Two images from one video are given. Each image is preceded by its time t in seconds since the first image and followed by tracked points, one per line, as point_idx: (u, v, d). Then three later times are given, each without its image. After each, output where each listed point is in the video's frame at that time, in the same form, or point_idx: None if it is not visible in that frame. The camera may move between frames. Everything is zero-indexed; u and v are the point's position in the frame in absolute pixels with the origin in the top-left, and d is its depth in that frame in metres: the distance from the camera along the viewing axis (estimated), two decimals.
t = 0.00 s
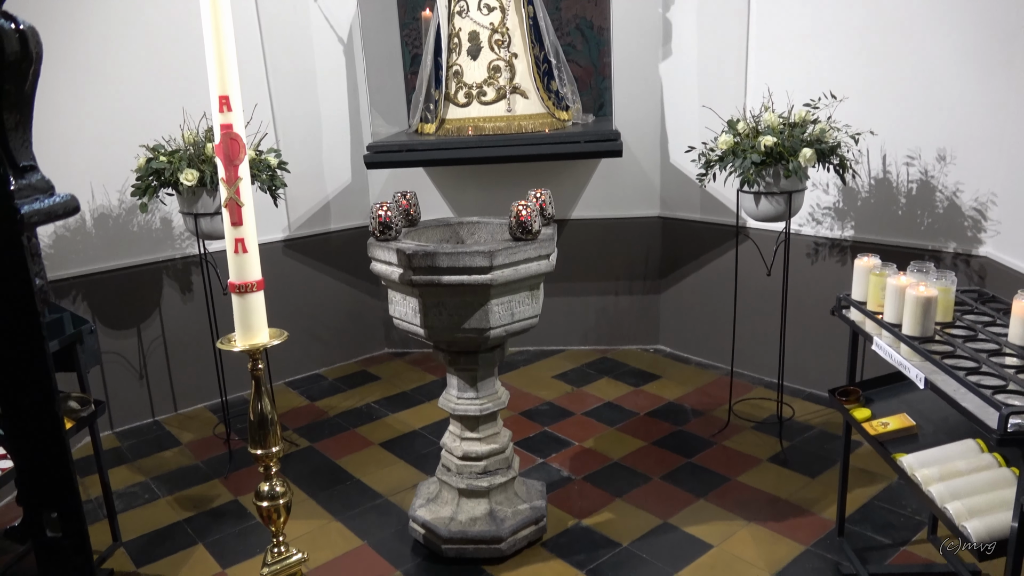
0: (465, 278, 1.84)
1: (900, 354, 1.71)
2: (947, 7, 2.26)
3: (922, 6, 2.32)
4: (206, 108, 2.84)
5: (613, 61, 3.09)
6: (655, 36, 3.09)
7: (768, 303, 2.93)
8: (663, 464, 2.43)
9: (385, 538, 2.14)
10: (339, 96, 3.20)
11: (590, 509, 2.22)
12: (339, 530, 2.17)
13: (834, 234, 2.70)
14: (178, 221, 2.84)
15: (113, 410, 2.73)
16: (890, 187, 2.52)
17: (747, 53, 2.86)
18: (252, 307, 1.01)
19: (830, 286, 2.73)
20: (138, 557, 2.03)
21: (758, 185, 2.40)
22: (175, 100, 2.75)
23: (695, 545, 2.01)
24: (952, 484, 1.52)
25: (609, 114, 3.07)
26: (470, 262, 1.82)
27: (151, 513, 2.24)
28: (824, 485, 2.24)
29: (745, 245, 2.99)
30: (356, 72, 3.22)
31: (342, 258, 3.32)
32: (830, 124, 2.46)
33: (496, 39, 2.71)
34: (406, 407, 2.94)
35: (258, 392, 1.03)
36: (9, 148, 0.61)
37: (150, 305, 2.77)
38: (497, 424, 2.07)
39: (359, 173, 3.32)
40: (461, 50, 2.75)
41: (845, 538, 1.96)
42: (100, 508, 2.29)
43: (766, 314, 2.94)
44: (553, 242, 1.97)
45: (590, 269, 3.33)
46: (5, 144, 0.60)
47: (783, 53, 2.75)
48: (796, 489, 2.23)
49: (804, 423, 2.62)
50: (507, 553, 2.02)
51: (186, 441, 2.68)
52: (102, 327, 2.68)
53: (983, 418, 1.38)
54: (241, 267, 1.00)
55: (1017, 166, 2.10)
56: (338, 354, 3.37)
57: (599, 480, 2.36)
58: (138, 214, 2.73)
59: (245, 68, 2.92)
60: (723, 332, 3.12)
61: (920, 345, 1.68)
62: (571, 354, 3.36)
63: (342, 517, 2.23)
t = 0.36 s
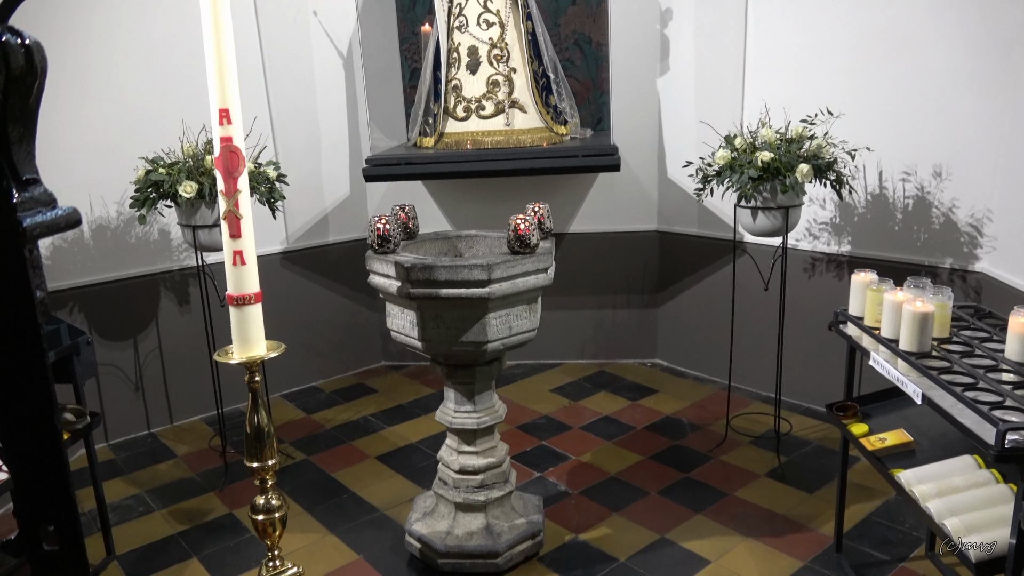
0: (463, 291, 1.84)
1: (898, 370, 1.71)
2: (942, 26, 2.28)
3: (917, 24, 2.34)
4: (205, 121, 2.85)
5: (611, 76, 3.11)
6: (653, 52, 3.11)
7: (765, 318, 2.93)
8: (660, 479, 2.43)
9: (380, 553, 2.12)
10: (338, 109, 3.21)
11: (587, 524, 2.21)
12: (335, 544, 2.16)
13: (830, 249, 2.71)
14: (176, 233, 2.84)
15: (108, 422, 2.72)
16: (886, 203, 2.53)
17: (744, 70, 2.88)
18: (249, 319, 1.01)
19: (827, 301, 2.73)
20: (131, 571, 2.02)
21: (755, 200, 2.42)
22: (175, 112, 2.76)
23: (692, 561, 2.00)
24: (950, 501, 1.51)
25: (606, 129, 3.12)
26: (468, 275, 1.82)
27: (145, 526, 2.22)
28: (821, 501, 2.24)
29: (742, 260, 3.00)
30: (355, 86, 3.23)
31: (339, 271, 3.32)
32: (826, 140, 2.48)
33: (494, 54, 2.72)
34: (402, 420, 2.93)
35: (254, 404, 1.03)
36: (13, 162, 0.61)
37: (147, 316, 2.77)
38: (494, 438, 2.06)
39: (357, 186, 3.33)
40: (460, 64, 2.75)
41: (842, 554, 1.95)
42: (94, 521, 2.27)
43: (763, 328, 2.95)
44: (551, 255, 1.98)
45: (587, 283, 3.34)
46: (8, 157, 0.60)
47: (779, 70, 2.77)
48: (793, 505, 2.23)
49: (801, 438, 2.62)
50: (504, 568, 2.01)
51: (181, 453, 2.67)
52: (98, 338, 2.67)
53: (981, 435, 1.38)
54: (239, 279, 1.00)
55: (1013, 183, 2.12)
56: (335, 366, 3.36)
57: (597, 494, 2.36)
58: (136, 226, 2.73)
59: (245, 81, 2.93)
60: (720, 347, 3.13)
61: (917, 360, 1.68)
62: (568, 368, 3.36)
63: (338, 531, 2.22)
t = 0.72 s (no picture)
0: (457, 302, 1.84)
1: (890, 385, 1.72)
2: (934, 44, 2.31)
3: (910, 43, 2.37)
4: (202, 130, 2.86)
5: (607, 90, 3.14)
6: (648, 66, 3.14)
7: (758, 332, 2.94)
8: (653, 492, 2.43)
9: (372, 565, 2.11)
10: (335, 120, 3.22)
11: (580, 537, 2.20)
12: (326, 555, 2.15)
13: (823, 264, 2.73)
14: (171, 242, 2.84)
15: (100, 431, 2.70)
16: (879, 218, 2.55)
17: (739, 85, 2.90)
18: (243, 328, 1.01)
19: (820, 315, 2.75)
20: None
21: (749, 215, 2.43)
22: (172, 121, 2.77)
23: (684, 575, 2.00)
24: (941, 516, 1.52)
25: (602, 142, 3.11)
26: (463, 287, 1.82)
27: (135, 537, 2.21)
28: (814, 515, 2.24)
29: (735, 274, 3.01)
30: (352, 97, 3.25)
31: (334, 281, 3.32)
32: (820, 156, 2.50)
33: (491, 67, 2.75)
34: (395, 431, 2.92)
35: (247, 414, 1.03)
36: (14, 173, 0.61)
37: (140, 325, 2.76)
38: (487, 450, 2.06)
39: (353, 196, 3.33)
40: (457, 77, 2.78)
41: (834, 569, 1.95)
42: (83, 531, 2.26)
43: (756, 342, 2.96)
44: (546, 268, 1.98)
45: (582, 296, 3.34)
46: (10, 167, 0.60)
47: (773, 86, 2.80)
48: (785, 519, 2.23)
49: (794, 453, 2.62)
50: None
51: (172, 463, 2.66)
52: (90, 346, 2.66)
53: (973, 451, 1.39)
54: (234, 288, 1.01)
55: (1004, 200, 2.14)
56: (328, 376, 3.36)
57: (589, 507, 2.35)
58: (131, 234, 2.73)
59: (243, 91, 2.94)
60: (713, 360, 3.14)
61: (909, 376, 1.70)
62: (562, 380, 3.36)
63: (329, 543, 2.21)
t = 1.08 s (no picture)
0: (452, 316, 1.85)
1: (881, 403, 1.73)
2: (925, 65, 2.35)
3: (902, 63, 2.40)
4: (198, 141, 2.86)
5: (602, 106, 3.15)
6: (643, 83, 3.17)
7: (751, 348, 2.95)
8: (645, 507, 2.42)
9: None
10: (331, 132, 3.23)
11: (572, 552, 2.20)
12: (317, 569, 2.14)
13: (816, 281, 2.75)
14: (165, 252, 2.84)
15: (90, 442, 2.68)
16: (871, 237, 2.57)
17: (733, 103, 2.93)
18: (237, 340, 1.00)
19: (812, 332, 2.76)
20: None
21: (743, 232, 2.45)
22: (168, 132, 2.77)
23: None
24: (933, 534, 1.52)
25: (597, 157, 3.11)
26: (457, 300, 1.83)
27: (124, 549, 2.19)
28: (806, 532, 2.24)
29: (729, 290, 3.02)
30: (348, 110, 3.26)
31: (328, 293, 3.32)
32: (813, 174, 2.52)
33: (488, 82, 2.78)
34: (387, 444, 2.91)
35: (240, 427, 1.02)
36: (15, 185, 0.62)
37: (133, 335, 2.75)
38: (480, 464, 2.06)
39: (348, 209, 3.34)
40: (453, 91, 2.80)
41: None
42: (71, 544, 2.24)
43: (749, 358, 2.97)
44: (540, 282, 1.99)
45: (576, 310, 3.35)
46: (11, 179, 0.61)
47: (767, 105, 2.83)
48: (778, 536, 2.23)
49: (786, 469, 2.63)
50: None
51: (163, 475, 2.64)
52: (82, 357, 2.65)
53: (963, 468, 1.40)
54: (229, 300, 1.00)
55: (995, 220, 2.16)
56: (321, 389, 3.35)
57: (582, 522, 2.35)
58: (125, 244, 2.72)
59: (240, 103, 2.95)
60: (706, 376, 3.14)
61: (901, 394, 1.70)
62: (555, 394, 3.36)
63: (320, 556, 2.19)
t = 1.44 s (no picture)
0: (453, 330, 1.85)
1: (883, 421, 1.73)
2: (923, 85, 2.37)
3: (899, 83, 2.43)
4: (201, 156, 2.88)
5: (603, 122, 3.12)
6: (644, 100, 3.19)
7: (752, 364, 2.95)
8: (646, 524, 2.42)
9: None
10: (334, 147, 3.25)
11: (572, 569, 2.19)
12: None
13: (817, 298, 2.75)
14: (167, 266, 2.84)
15: (88, 456, 2.68)
16: (871, 254, 2.58)
17: (733, 121, 2.95)
18: (239, 355, 0.97)
19: (813, 348, 2.77)
20: None
21: (743, 248, 2.46)
22: (172, 147, 2.79)
23: None
24: (936, 553, 1.52)
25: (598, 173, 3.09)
26: (459, 315, 1.83)
27: (122, 563, 2.18)
28: (808, 550, 2.23)
29: (729, 306, 3.03)
30: (351, 125, 3.28)
31: (330, 307, 3.32)
32: (813, 191, 2.53)
33: (490, 98, 2.81)
34: (387, 459, 2.91)
35: (240, 441, 0.99)
36: (26, 201, 0.63)
37: (134, 349, 2.75)
38: (480, 480, 2.06)
39: (350, 223, 3.35)
40: (456, 107, 2.83)
41: None
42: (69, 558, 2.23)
43: (750, 374, 2.97)
44: (541, 297, 2.00)
45: (576, 326, 3.35)
46: (23, 196, 0.62)
47: (768, 122, 2.85)
48: (779, 553, 2.22)
49: (788, 486, 2.62)
50: None
51: (162, 489, 2.63)
52: (83, 370, 2.65)
53: (965, 487, 1.39)
54: (230, 314, 0.97)
55: (994, 237, 2.17)
56: (321, 403, 3.34)
57: (582, 539, 2.34)
58: (128, 257, 2.73)
59: (244, 118, 2.97)
60: (707, 392, 3.14)
61: (902, 411, 1.71)
62: (556, 410, 3.35)
63: (319, 572, 2.18)
